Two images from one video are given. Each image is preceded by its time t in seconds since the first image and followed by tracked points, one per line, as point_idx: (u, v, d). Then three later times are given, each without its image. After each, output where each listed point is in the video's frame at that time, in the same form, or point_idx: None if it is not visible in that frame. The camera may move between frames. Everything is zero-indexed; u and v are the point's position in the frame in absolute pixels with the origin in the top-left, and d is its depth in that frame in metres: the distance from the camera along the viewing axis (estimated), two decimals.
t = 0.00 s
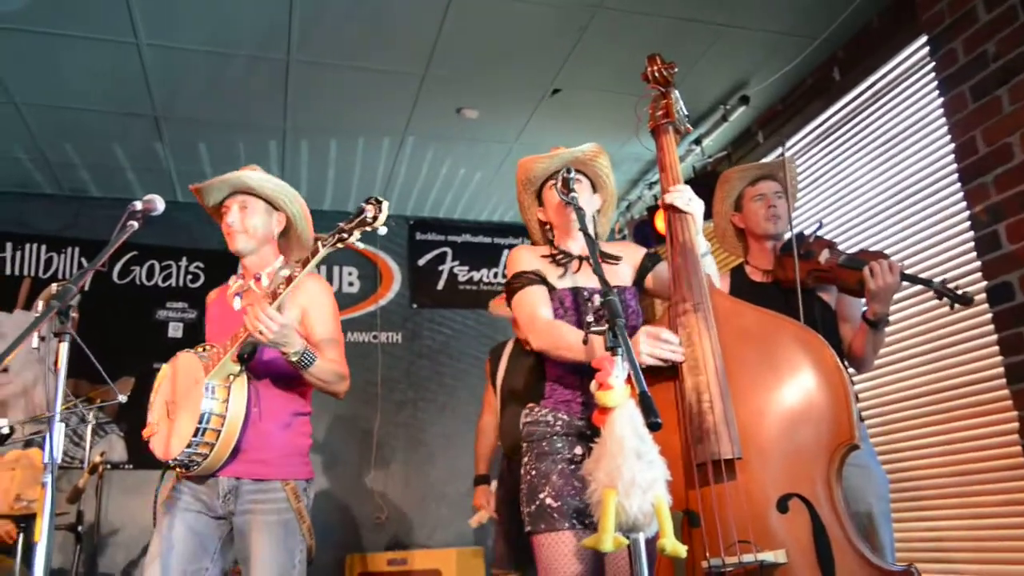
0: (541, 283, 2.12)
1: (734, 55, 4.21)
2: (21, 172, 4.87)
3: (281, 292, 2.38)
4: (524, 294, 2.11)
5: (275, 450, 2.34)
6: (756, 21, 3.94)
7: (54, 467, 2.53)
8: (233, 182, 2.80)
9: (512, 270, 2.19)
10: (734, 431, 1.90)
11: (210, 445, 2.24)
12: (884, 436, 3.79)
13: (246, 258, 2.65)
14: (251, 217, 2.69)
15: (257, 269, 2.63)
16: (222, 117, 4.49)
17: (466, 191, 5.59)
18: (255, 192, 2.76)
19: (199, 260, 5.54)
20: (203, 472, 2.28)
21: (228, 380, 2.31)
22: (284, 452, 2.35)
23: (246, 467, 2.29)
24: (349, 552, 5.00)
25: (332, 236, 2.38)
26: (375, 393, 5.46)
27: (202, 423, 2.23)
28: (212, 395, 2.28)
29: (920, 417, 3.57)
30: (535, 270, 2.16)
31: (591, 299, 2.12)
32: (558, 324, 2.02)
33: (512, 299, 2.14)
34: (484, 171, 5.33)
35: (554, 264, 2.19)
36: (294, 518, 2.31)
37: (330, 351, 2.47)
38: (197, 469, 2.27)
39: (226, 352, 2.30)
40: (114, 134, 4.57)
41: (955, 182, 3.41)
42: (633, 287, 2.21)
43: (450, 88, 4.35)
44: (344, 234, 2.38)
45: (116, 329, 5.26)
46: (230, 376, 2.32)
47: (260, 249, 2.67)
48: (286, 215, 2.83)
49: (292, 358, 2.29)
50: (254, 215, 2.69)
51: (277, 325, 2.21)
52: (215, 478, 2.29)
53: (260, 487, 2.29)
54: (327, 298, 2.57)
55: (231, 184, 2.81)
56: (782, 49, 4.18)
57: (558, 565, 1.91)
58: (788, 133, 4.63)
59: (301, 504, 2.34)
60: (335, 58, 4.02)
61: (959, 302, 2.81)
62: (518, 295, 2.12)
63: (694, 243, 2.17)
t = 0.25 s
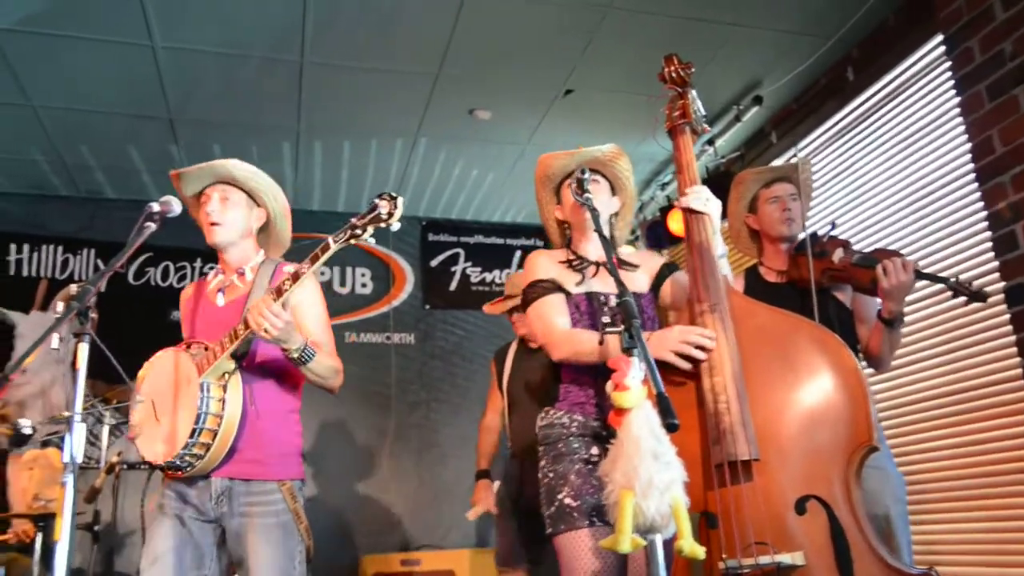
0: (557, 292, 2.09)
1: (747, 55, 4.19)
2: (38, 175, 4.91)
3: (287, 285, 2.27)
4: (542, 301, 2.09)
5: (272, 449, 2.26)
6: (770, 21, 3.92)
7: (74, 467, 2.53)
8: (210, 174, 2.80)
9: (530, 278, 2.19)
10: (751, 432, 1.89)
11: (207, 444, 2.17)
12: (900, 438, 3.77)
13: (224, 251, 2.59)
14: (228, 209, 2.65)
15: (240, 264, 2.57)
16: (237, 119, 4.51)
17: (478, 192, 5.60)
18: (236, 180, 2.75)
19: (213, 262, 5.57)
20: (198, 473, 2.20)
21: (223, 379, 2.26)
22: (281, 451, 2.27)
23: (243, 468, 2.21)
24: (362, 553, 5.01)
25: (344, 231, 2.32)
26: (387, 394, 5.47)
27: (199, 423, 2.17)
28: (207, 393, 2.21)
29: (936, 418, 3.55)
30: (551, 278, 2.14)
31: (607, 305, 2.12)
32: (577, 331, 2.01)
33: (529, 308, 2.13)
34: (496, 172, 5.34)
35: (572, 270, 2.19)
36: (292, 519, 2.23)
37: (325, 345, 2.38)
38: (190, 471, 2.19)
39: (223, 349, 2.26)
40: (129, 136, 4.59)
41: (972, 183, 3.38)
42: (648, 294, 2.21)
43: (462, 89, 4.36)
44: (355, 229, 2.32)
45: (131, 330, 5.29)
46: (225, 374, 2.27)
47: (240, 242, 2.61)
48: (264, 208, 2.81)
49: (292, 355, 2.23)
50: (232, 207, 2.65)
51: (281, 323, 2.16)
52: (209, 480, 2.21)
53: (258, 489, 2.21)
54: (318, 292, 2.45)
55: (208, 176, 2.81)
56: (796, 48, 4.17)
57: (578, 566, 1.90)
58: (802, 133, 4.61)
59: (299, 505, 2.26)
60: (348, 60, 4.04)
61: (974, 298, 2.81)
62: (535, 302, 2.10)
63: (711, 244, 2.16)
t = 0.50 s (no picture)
0: (591, 281, 2.11)
1: (780, 44, 4.15)
2: (78, 178, 5.00)
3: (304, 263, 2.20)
4: (574, 292, 2.11)
5: (280, 438, 2.19)
6: (804, 9, 3.87)
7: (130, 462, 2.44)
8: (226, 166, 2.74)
9: (563, 269, 2.20)
10: (791, 423, 1.87)
11: (212, 430, 2.10)
12: (942, 430, 3.72)
13: (236, 243, 2.51)
14: (242, 200, 2.56)
15: (250, 257, 2.49)
16: (269, 118, 4.56)
17: (509, 186, 5.60)
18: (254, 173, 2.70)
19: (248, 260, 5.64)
20: (200, 461, 2.13)
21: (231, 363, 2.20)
22: (287, 440, 2.20)
23: (248, 456, 2.14)
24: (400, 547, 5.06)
25: (366, 211, 2.29)
26: (421, 389, 5.51)
27: (205, 408, 2.10)
28: (215, 378, 2.15)
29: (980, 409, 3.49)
30: (584, 269, 2.15)
31: (641, 292, 2.10)
32: (613, 320, 2.01)
33: (563, 299, 2.15)
34: (527, 167, 5.34)
35: (602, 260, 2.17)
36: (303, 511, 2.15)
37: (333, 335, 2.31)
38: (194, 459, 2.12)
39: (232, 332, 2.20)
40: (166, 137, 4.66)
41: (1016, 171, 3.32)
42: (684, 279, 2.19)
43: (493, 85, 4.36)
44: (378, 212, 2.30)
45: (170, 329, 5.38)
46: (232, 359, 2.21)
47: (252, 234, 2.53)
48: (277, 202, 2.74)
49: (304, 341, 2.16)
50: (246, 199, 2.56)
51: (298, 305, 2.10)
52: (212, 467, 2.13)
53: (262, 477, 2.13)
54: (324, 282, 2.37)
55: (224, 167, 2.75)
56: (831, 36, 4.11)
57: (614, 558, 1.91)
58: (837, 122, 4.55)
59: (308, 495, 2.19)
60: (380, 58, 4.06)
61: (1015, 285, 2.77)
62: (569, 292, 2.13)
63: (748, 236, 2.12)
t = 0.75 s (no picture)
0: (626, 272, 2.10)
1: (813, 33, 4.09)
2: (115, 178, 5.09)
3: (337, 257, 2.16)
4: (610, 282, 2.10)
5: (297, 429, 2.17)
6: None
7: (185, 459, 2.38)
8: (263, 157, 2.64)
9: (597, 259, 2.18)
10: (831, 418, 1.85)
11: (229, 417, 2.09)
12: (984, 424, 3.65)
13: (265, 237, 2.41)
14: (275, 195, 2.45)
15: (276, 253, 2.40)
16: (301, 116, 4.60)
17: (540, 181, 5.60)
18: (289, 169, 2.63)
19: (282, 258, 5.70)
20: (214, 449, 2.10)
21: (253, 352, 2.18)
22: (303, 432, 2.17)
23: (264, 445, 2.12)
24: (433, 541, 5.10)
25: (404, 209, 2.32)
26: (453, 385, 5.54)
27: (225, 395, 2.10)
28: (237, 366, 2.14)
29: None
30: (619, 259, 2.14)
31: (677, 286, 2.09)
32: (648, 310, 1.99)
33: (597, 289, 2.14)
34: (557, 162, 5.33)
35: (638, 253, 2.17)
36: (313, 504, 2.12)
37: (352, 332, 2.24)
38: (207, 447, 2.09)
39: (257, 320, 2.18)
40: (200, 137, 4.73)
41: None
42: (719, 273, 2.18)
43: (523, 79, 4.36)
44: (416, 209, 2.33)
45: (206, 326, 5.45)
46: (255, 347, 2.19)
47: (282, 230, 2.43)
48: (307, 202, 2.65)
49: (328, 336, 2.11)
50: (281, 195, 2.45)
51: (327, 297, 2.06)
52: (226, 456, 2.11)
53: (278, 468, 2.10)
54: (348, 280, 2.31)
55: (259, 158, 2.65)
56: (866, 25, 4.04)
57: (655, 550, 1.88)
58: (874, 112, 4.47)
59: (319, 489, 2.16)
60: (410, 54, 4.08)
61: None
62: (606, 281, 2.11)
63: (785, 230, 2.10)
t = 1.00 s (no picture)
0: (667, 266, 2.06)
1: (853, 19, 4.01)
2: (157, 178, 5.18)
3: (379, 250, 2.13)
4: (649, 278, 2.07)
5: (331, 423, 2.09)
6: None
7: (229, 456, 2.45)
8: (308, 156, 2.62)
9: (636, 255, 2.13)
10: (880, 410, 1.81)
11: (264, 405, 2.02)
12: None
13: (308, 236, 2.37)
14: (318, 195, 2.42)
15: (317, 251, 2.36)
16: (337, 114, 4.64)
17: (574, 174, 5.58)
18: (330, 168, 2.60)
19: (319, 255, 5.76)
20: (246, 438, 2.04)
21: (292, 342, 2.10)
22: (337, 425, 2.09)
23: (298, 435, 2.04)
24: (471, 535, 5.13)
25: (448, 201, 2.31)
26: (490, 379, 5.55)
27: (260, 382, 2.04)
28: (274, 354, 2.07)
29: None
30: (660, 254, 2.09)
31: (718, 278, 2.05)
32: (689, 307, 1.98)
33: (637, 284, 2.10)
34: (591, 155, 5.31)
35: (679, 246, 2.11)
36: (351, 497, 2.04)
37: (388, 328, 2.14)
38: (241, 434, 2.02)
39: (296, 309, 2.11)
40: (239, 136, 4.79)
41: None
42: (762, 265, 2.06)
43: (557, 73, 4.34)
44: (460, 200, 2.32)
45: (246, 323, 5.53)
46: (295, 338, 2.10)
47: (323, 229, 2.39)
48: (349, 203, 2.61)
49: (364, 328, 2.04)
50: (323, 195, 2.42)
51: (368, 287, 1.99)
52: (260, 446, 2.03)
53: (313, 460, 2.03)
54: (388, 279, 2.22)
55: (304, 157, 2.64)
56: (908, 10, 3.96)
57: (696, 548, 1.84)
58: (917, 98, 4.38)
59: (356, 481, 2.08)
60: (445, 51, 4.09)
61: None
62: (643, 278, 2.07)
63: (829, 219, 2.05)
